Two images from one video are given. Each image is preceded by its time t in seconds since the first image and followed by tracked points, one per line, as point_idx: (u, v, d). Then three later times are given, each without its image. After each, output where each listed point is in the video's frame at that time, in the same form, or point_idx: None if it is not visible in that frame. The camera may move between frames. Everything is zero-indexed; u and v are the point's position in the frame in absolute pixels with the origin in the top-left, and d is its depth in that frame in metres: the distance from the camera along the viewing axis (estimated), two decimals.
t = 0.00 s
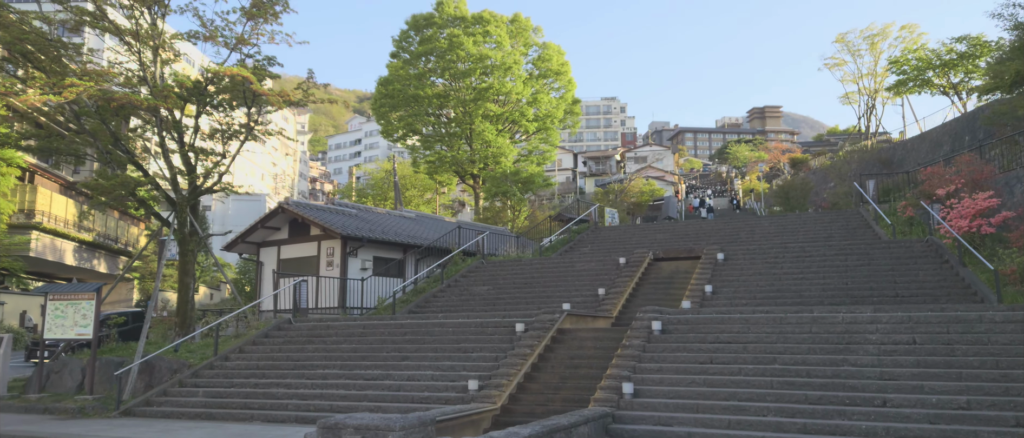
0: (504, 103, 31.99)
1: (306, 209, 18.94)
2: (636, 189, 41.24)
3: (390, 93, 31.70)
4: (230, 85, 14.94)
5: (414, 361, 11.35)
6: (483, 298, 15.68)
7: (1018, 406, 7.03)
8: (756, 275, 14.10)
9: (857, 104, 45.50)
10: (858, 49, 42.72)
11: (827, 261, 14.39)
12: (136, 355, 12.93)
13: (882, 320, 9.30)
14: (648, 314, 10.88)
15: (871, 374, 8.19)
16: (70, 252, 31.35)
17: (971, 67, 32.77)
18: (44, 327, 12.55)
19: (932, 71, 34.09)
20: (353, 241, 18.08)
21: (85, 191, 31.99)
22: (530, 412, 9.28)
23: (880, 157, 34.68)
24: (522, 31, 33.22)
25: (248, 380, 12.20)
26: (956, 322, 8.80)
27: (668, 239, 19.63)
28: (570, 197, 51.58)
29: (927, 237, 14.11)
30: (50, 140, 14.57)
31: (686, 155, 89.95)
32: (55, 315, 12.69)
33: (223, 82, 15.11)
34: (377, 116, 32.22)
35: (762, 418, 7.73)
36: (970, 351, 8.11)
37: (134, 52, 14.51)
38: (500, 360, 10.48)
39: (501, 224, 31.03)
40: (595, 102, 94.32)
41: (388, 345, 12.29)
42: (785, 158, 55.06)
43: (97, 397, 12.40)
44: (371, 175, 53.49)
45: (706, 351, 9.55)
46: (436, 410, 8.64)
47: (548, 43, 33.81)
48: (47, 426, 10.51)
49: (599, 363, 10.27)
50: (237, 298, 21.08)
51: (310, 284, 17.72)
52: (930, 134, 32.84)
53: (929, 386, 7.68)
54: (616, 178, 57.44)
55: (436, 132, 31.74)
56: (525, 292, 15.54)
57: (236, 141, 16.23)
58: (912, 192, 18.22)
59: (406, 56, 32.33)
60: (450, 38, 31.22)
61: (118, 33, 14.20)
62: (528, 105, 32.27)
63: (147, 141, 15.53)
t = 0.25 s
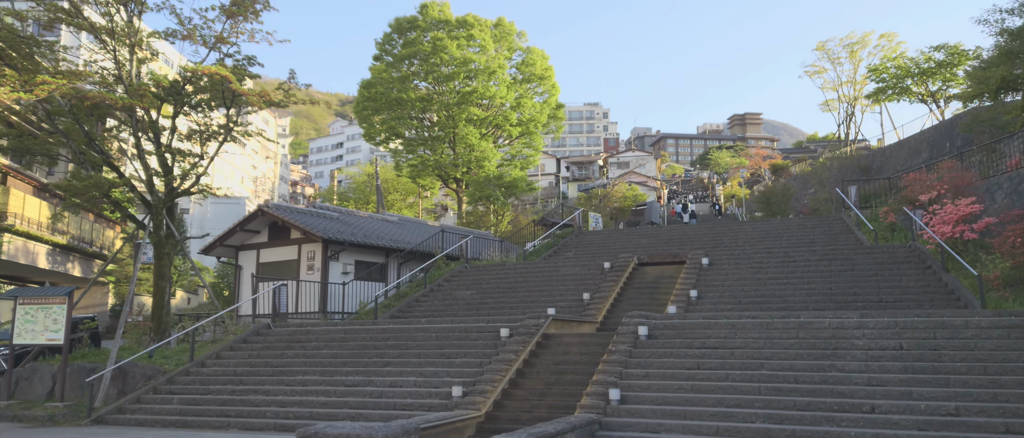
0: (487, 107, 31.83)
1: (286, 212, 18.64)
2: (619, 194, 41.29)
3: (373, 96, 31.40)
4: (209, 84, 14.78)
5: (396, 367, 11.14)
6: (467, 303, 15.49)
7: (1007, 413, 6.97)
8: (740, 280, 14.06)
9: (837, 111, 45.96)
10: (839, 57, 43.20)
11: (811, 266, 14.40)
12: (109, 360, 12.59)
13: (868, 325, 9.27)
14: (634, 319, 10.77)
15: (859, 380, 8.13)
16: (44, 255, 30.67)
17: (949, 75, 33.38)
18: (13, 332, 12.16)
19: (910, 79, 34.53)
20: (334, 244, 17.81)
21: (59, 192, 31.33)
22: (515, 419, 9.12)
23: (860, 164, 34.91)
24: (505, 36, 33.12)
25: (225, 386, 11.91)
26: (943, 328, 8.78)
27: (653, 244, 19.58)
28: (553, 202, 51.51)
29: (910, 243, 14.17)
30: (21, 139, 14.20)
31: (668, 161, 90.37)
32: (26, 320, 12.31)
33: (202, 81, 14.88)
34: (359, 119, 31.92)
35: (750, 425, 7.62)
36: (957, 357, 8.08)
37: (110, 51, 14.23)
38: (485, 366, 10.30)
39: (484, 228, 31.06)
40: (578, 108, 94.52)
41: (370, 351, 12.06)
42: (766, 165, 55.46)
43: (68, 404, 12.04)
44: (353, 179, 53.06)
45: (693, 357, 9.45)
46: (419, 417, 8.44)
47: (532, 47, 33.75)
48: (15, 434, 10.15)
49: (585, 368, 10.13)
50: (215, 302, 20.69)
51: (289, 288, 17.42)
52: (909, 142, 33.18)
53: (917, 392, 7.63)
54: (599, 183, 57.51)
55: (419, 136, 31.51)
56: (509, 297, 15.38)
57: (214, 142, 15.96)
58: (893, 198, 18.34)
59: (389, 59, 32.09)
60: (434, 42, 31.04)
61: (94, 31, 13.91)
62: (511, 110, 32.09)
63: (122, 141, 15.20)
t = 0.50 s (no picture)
0: (470, 108, 31.62)
1: (265, 212, 18.29)
2: (602, 196, 41.22)
3: (354, 97, 31.04)
4: (185, 79, 14.41)
5: (377, 369, 10.89)
6: (449, 304, 15.27)
7: (996, 414, 6.89)
8: (725, 282, 13.98)
9: (817, 116, 46.36)
10: (818, 62, 43.59)
11: (795, 267, 14.37)
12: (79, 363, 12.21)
13: (855, 326, 9.21)
14: (620, 320, 10.63)
15: (847, 381, 8.04)
16: (15, 256, 29.92)
17: (927, 80, 33.82)
18: None
19: (889, 84, 34.89)
20: (314, 245, 17.49)
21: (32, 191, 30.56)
22: (498, 422, 8.92)
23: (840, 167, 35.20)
24: (488, 37, 32.94)
25: (200, 389, 11.58)
26: (930, 329, 8.73)
27: (636, 246, 19.48)
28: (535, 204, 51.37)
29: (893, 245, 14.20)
30: None
31: (650, 165, 90.71)
32: None
33: (178, 77, 14.55)
34: (340, 120, 31.54)
35: (738, 427, 7.49)
36: (945, 357, 8.03)
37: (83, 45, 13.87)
38: (468, 368, 10.09)
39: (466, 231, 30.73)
40: (560, 111, 94.57)
41: (350, 353, 11.79)
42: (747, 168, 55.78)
43: (36, 407, 11.63)
44: (333, 180, 52.53)
45: (679, 358, 9.32)
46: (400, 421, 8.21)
47: (515, 49, 33.61)
48: None
49: (570, 370, 9.96)
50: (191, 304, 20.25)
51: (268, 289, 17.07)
52: (888, 146, 33.49)
53: (905, 393, 7.54)
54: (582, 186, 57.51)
55: (401, 137, 31.22)
56: (492, 298, 15.18)
57: (191, 140, 15.60)
58: (875, 201, 18.41)
59: (371, 59, 31.77)
60: (416, 42, 30.81)
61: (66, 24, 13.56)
62: (493, 111, 31.89)
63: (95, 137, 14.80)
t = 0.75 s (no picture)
0: (454, 110, 31.40)
1: (245, 212, 17.96)
2: (586, 198, 41.18)
3: (337, 97, 30.68)
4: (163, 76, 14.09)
5: (359, 373, 10.66)
6: (433, 306, 15.06)
7: (987, 418, 6.81)
8: (711, 284, 13.90)
9: (799, 119, 46.68)
10: (801, 66, 43.92)
11: (781, 270, 14.33)
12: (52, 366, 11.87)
13: (843, 329, 9.15)
14: (606, 323, 10.48)
15: (836, 384, 7.95)
16: None
17: (908, 84, 34.16)
18: None
19: (871, 88, 35.17)
20: (295, 246, 17.19)
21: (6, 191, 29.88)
22: (483, 426, 8.73)
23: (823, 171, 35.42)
24: (473, 38, 32.76)
25: (176, 393, 11.28)
26: (918, 332, 8.68)
27: (621, 248, 19.38)
28: (520, 206, 51.21)
29: (878, 247, 14.21)
30: None
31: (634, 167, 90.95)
32: None
33: (156, 73, 14.24)
34: (323, 120, 31.17)
35: (727, 431, 7.36)
36: (934, 361, 7.96)
37: (58, 41, 13.55)
38: (452, 372, 9.89)
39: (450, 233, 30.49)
40: (544, 113, 94.54)
41: (331, 356, 11.55)
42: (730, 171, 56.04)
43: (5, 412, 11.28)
44: (316, 181, 52.04)
45: (666, 361, 9.19)
46: (382, 425, 8.01)
47: (500, 51, 33.48)
48: None
49: (555, 373, 9.79)
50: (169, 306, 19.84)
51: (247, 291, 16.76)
52: (870, 150, 33.75)
53: (895, 397, 7.46)
54: (566, 188, 57.44)
55: (385, 138, 30.92)
56: (476, 300, 15.01)
57: (169, 138, 15.27)
58: (859, 204, 18.45)
59: (354, 60, 31.46)
60: (400, 43, 30.58)
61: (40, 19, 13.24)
62: (478, 113, 31.68)
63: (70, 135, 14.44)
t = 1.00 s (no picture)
0: (440, 107, 31.13)
1: (227, 210, 17.62)
2: (573, 197, 41.06)
3: (321, 94, 30.28)
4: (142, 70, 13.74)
5: (343, 374, 10.41)
6: (419, 306, 14.83)
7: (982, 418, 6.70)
8: (700, 282, 13.79)
9: (785, 119, 46.86)
10: (786, 66, 44.10)
11: (770, 268, 14.24)
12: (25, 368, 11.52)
13: (835, 327, 9.04)
14: (595, 322, 10.31)
15: (829, 384, 7.82)
16: None
17: (893, 84, 34.33)
18: None
19: (857, 88, 35.31)
20: (278, 244, 16.88)
21: None
22: (470, 427, 8.53)
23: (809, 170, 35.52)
24: (459, 36, 32.50)
25: (154, 395, 10.97)
26: (911, 330, 8.58)
27: (609, 246, 19.24)
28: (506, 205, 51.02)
29: (867, 245, 14.17)
30: None
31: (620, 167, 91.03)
32: None
33: (135, 67, 13.89)
34: (307, 118, 30.77)
35: (720, 431, 7.20)
36: (927, 359, 7.86)
37: (33, 34, 13.19)
38: (438, 372, 9.68)
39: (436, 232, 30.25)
40: (530, 112, 94.39)
41: (314, 356, 11.28)
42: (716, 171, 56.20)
43: None
44: (300, 179, 51.51)
45: (657, 361, 9.03)
46: (366, 427, 7.78)
47: (486, 48, 33.25)
48: None
49: (544, 373, 9.60)
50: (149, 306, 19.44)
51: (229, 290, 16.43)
52: (855, 149, 33.88)
53: (889, 396, 7.34)
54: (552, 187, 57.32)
55: (370, 136, 30.59)
56: (463, 299, 14.79)
57: (148, 134, 14.92)
58: (846, 202, 18.43)
59: (339, 57, 31.09)
60: (386, 40, 30.27)
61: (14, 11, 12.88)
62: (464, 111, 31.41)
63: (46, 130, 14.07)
